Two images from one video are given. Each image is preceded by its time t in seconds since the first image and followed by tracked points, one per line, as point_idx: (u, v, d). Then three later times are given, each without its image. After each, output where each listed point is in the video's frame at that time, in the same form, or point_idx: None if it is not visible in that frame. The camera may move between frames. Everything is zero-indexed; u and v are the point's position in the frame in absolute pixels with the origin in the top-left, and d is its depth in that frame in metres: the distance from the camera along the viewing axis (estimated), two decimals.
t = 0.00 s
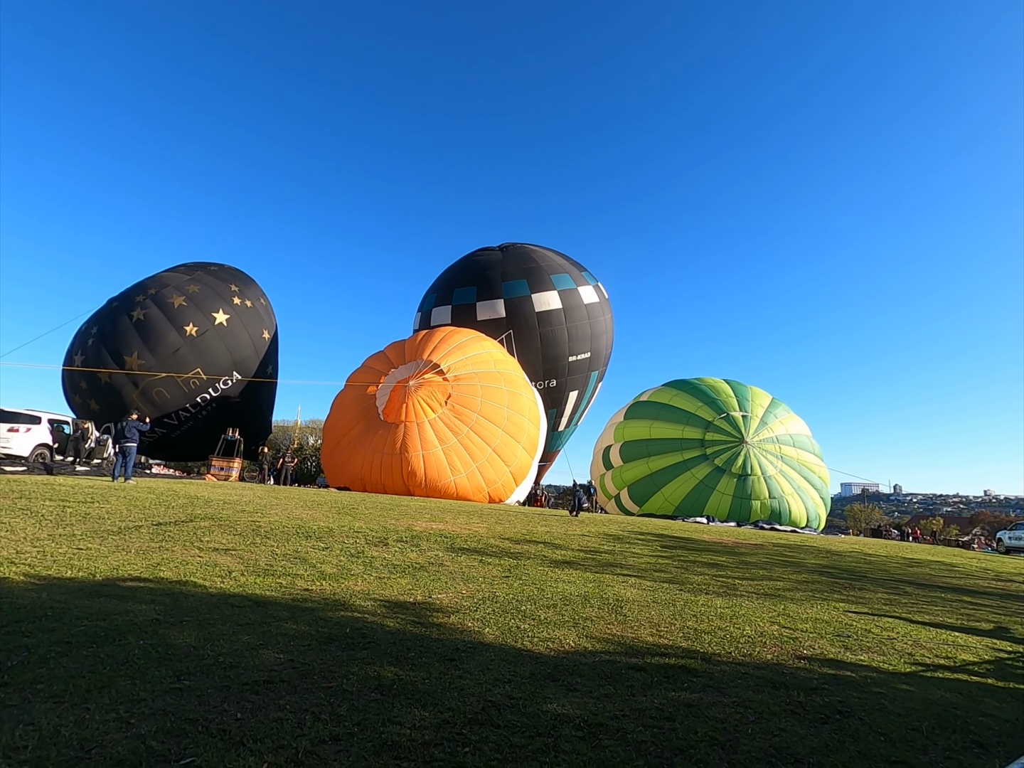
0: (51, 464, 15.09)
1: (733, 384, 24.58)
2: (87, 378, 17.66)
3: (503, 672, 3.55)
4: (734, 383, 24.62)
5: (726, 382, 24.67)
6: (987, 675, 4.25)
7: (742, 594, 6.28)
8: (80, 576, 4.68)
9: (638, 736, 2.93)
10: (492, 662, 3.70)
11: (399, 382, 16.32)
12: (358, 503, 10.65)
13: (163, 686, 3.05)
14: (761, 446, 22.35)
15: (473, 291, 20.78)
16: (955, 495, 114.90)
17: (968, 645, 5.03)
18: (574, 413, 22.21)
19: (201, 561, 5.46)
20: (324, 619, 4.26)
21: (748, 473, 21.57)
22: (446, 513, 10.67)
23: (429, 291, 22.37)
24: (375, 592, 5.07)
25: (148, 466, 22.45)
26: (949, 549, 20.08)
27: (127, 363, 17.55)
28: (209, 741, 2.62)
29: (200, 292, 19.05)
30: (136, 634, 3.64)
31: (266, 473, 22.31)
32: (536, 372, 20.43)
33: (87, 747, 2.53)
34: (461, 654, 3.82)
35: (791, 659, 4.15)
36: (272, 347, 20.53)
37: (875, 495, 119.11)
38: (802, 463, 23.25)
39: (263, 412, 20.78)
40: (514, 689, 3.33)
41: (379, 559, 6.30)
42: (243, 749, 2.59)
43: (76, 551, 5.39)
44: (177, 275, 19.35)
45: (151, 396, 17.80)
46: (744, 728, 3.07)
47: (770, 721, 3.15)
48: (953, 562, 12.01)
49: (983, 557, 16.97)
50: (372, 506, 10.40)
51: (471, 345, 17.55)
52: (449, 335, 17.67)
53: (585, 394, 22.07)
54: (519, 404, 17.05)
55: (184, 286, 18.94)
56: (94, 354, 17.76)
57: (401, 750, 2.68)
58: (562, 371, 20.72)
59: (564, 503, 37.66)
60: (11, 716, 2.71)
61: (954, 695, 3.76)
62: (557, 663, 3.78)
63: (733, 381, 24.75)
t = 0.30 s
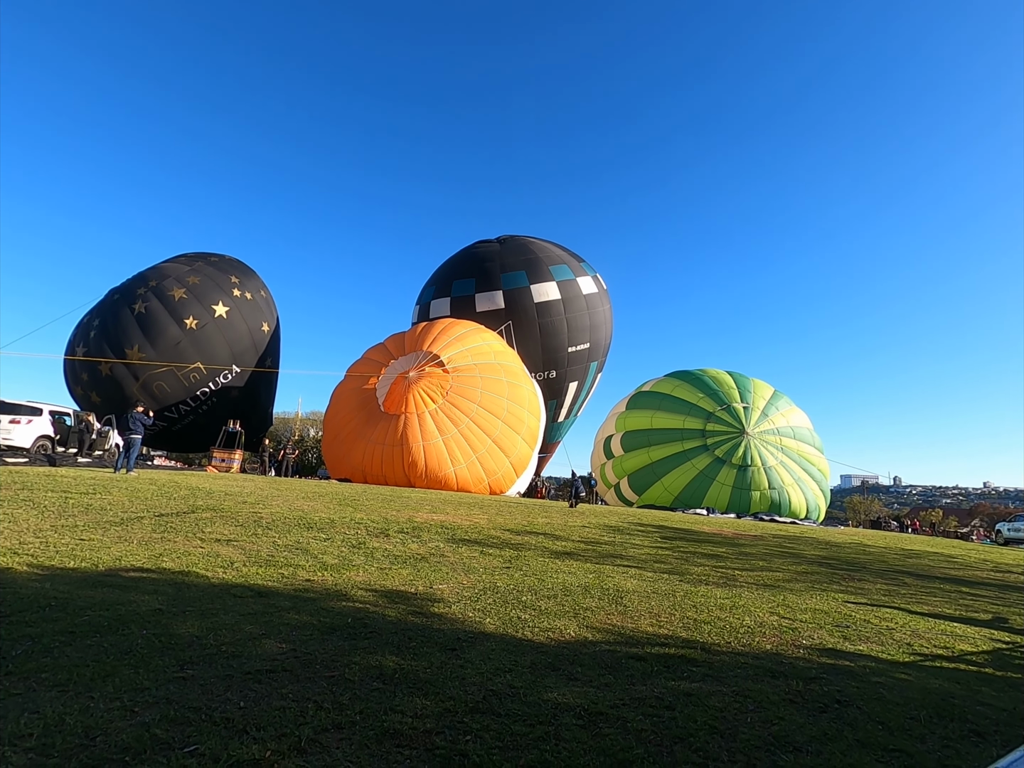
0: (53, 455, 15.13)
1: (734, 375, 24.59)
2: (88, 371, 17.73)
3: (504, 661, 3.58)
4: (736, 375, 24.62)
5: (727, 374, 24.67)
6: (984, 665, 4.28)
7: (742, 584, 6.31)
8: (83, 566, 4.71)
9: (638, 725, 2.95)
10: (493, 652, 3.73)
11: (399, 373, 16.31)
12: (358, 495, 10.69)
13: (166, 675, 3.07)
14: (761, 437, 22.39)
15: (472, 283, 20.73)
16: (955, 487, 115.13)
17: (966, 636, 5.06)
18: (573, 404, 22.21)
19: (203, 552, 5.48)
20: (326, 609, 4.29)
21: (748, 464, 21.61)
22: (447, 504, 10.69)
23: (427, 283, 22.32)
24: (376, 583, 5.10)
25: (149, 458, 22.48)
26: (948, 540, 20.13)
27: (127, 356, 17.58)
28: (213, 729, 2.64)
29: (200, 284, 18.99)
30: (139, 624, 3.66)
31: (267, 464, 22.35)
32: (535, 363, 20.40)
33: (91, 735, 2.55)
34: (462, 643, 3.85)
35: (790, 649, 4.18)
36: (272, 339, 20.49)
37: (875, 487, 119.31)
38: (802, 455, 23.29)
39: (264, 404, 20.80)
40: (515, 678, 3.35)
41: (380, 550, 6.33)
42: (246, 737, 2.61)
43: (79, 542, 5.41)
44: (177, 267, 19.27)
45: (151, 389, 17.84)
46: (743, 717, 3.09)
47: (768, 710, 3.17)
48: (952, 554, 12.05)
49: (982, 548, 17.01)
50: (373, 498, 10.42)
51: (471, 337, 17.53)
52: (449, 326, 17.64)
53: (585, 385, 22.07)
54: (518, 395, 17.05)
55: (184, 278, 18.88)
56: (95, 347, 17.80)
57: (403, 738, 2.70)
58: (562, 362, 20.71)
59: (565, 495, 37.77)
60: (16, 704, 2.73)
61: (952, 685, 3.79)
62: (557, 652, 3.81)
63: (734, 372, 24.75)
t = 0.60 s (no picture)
0: (54, 458, 15.15)
1: (736, 374, 24.53)
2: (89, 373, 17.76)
3: (506, 661, 3.58)
4: (737, 373, 24.61)
5: (728, 372, 24.65)
6: (986, 661, 4.28)
7: (743, 583, 6.31)
8: (85, 569, 4.71)
9: (640, 723, 2.95)
10: (495, 652, 3.73)
11: (398, 374, 16.32)
12: (359, 496, 10.69)
13: (169, 677, 3.08)
14: (762, 434, 22.39)
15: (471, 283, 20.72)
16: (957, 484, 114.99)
17: (968, 632, 5.05)
18: (573, 403, 22.21)
19: (204, 554, 5.49)
20: (328, 610, 4.29)
21: (749, 461, 21.61)
22: (448, 504, 10.69)
23: (426, 284, 22.32)
24: (378, 584, 5.10)
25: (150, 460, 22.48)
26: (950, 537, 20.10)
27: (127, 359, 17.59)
28: (216, 731, 2.65)
29: (201, 287, 18.98)
30: (141, 627, 3.67)
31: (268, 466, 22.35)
32: (534, 362, 20.39)
33: (94, 737, 2.56)
34: (464, 643, 3.85)
35: (792, 647, 4.18)
36: (272, 342, 20.47)
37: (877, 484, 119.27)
38: (803, 452, 23.28)
39: (265, 407, 20.80)
40: (517, 678, 3.35)
41: (382, 551, 6.33)
42: (249, 739, 2.61)
43: (80, 545, 5.41)
44: (178, 269, 19.25)
45: (151, 392, 17.85)
46: (745, 715, 3.09)
47: (771, 708, 3.17)
48: (954, 550, 12.04)
49: (984, 544, 16.99)
50: (374, 499, 10.42)
51: (470, 337, 17.53)
52: (447, 326, 17.65)
53: (584, 384, 22.05)
54: (517, 394, 17.06)
55: (184, 281, 18.87)
56: (96, 350, 17.83)
57: (406, 739, 2.70)
58: (560, 361, 20.69)
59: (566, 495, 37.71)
60: (19, 707, 2.73)
61: (954, 682, 3.78)
62: (559, 652, 3.80)
63: (736, 370, 24.74)
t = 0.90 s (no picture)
0: (59, 469, 15.18)
1: (740, 375, 24.46)
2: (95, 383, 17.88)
3: (512, 668, 3.56)
4: (741, 374, 24.56)
5: (732, 373, 24.59)
6: (996, 662, 4.25)
7: (750, 585, 6.28)
8: (90, 580, 4.71)
9: (648, 729, 2.93)
10: (501, 658, 3.71)
11: (400, 379, 16.35)
12: (363, 503, 10.68)
13: (174, 688, 3.07)
14: (766, 435, 22.34)
15: (471, 288, 20.75)
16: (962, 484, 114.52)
17: (978, 633, 5.01)
18: (575, 406, 22.19)
19: (209, 563, 5.48)
20: (334, 618, 4.28)
21: (753, 462, 21.55)
22: (452, 510, 10.67)
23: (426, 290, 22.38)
24: (383, 591, 5.09)
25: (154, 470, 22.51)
26: (957, 537, 19.98)
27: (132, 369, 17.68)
28: (223, 741, 2.63)
29: (206, 296, 19.04)
30: (147, 637, 3.66)
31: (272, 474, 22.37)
32: (536, 366, 20.38)
33: (99, 749, 2.54)
34: (470, 650, 3.84)
35: (801, 650, 4.16)
36: (276, 350, 20.53)
37: (882, 484, 118.79)
38: (807, 453, 23.21)
39: (268, 416, 20.82)
40: (524, 684, 3.34)
41: (387, 558, 6.32)
42: (255, 749, 2.60)
43: (85, 556, 5.41)
44: (184, 278, 19.33)
45: (156, 402, 17.92)
46: (754, 719, 3.07)
47: (780, 712, 3.15)
48: (961, 550, 11.97)
49: (991, 544, 16.90)
50: (378, 506, 10.40)
51: (470, 342, 17.54)
52: (448, 332, 17.68)
53: (586, 387, 22.04)
54: (518, 398, 17.05)
55: (190, 290, 18.94)
56: (101, 359, 17.93)
57: (413, 747, 2.69)
58: (562, 364, 20.69)
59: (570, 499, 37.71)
60: (25, 720, 2.72)
61: (965, 683, 3.75)
62: (566, 658, 3.79)
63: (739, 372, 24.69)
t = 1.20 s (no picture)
0: (72, 483, 15.29)
1: (749, 378, 24.33)
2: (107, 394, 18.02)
3: (525, 677, 3.54)
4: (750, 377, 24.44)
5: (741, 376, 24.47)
6: (1018, 667, 4.17)
7: (763, 591, 6.22)
8: (104, 593, 4.74)
9: (664, 739, 2.90)
10: (514, 668, 3.69)
11: (406, 388, 16.39)
12: (373, 512, 10.68)
13: (188, 701, 3.07)
14: (776, 438, 22.19)
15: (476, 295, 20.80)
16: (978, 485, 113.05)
17: (997, 637, 4.94)
18: (582, 411, 22.14)
19: (221, 575, 5.50)
20: (345, 629, 4.27)
21: (763, 465, 21.41)
22: (462, 519, 10.66)
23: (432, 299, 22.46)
24: (394, 601, 5.08)
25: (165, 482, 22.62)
26: (973, 539, 19.74)
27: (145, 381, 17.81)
28: (238, 754, 2.63)
29: (218, 309, 19.19)
30: (161, 650, 3.67)
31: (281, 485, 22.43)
32: (542, 372, 20.36)
33: (116, 764, 2.54)
34: (483, 660, 3.82)
35: (817, 657, 4.10)
36: (286, 362, 20.65)
37: (895, 486, 117.59)
38: (818, 456, 23.03)
39: (278, 427, 20.90)
40: (538, 694, 3.31)
41: (397, 568, 6.31)
42: (270, 762, 2.59)
43: (99, 569, 5.43)
44: (196, 290, 19.50)
45: (167, 414, 18.03)
46: (772, 728, 3.03)
47: (798, 719, 3.11)
48: (978, 552, 11.81)
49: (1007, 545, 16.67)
50: (388, 515, 10.40)
51: (476, 349, 17.58)
52: (453, 340, 17.73)
53: (593, 392, 22.00)
54: (524, 404, 17.03)
55: (202, 302, 19.09)
56: (114, 371, 18.08)
57: (428, 759, 2.67)
58: (568, 370, 20.67)
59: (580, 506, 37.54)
60: (41, 734, 2.73)
61: (986, 689, 3.69)
62: (579, 667, 3.76)
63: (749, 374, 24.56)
